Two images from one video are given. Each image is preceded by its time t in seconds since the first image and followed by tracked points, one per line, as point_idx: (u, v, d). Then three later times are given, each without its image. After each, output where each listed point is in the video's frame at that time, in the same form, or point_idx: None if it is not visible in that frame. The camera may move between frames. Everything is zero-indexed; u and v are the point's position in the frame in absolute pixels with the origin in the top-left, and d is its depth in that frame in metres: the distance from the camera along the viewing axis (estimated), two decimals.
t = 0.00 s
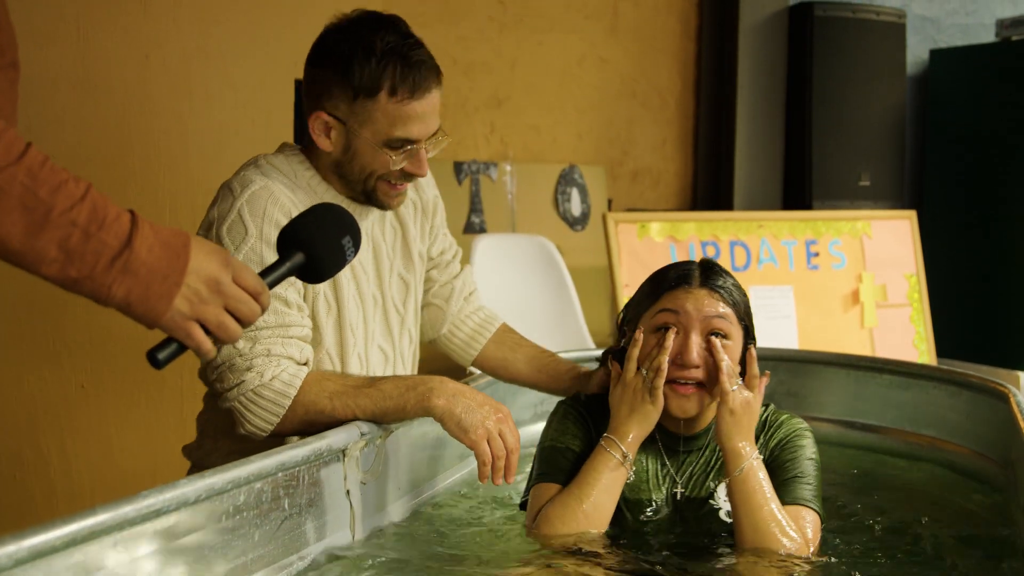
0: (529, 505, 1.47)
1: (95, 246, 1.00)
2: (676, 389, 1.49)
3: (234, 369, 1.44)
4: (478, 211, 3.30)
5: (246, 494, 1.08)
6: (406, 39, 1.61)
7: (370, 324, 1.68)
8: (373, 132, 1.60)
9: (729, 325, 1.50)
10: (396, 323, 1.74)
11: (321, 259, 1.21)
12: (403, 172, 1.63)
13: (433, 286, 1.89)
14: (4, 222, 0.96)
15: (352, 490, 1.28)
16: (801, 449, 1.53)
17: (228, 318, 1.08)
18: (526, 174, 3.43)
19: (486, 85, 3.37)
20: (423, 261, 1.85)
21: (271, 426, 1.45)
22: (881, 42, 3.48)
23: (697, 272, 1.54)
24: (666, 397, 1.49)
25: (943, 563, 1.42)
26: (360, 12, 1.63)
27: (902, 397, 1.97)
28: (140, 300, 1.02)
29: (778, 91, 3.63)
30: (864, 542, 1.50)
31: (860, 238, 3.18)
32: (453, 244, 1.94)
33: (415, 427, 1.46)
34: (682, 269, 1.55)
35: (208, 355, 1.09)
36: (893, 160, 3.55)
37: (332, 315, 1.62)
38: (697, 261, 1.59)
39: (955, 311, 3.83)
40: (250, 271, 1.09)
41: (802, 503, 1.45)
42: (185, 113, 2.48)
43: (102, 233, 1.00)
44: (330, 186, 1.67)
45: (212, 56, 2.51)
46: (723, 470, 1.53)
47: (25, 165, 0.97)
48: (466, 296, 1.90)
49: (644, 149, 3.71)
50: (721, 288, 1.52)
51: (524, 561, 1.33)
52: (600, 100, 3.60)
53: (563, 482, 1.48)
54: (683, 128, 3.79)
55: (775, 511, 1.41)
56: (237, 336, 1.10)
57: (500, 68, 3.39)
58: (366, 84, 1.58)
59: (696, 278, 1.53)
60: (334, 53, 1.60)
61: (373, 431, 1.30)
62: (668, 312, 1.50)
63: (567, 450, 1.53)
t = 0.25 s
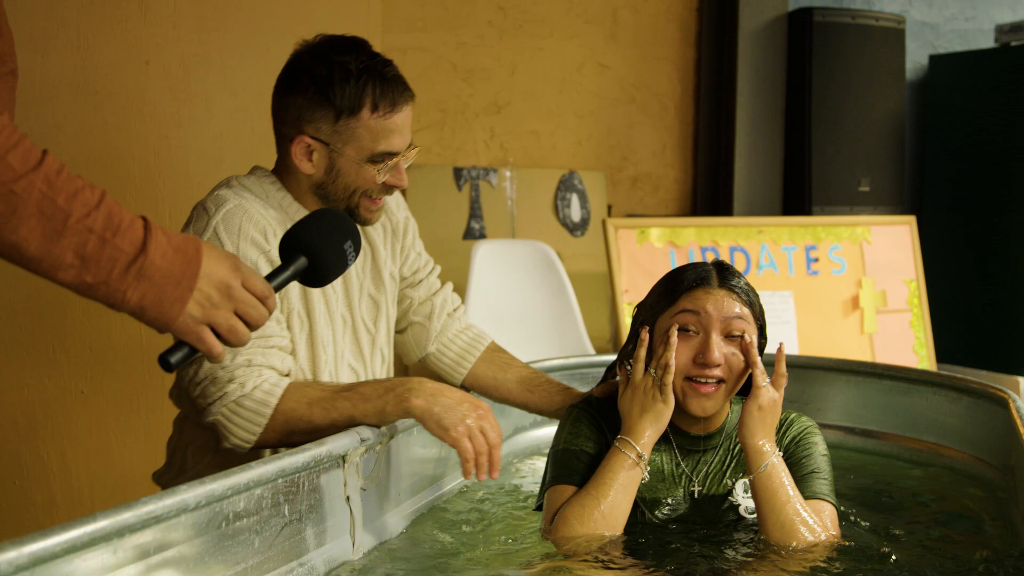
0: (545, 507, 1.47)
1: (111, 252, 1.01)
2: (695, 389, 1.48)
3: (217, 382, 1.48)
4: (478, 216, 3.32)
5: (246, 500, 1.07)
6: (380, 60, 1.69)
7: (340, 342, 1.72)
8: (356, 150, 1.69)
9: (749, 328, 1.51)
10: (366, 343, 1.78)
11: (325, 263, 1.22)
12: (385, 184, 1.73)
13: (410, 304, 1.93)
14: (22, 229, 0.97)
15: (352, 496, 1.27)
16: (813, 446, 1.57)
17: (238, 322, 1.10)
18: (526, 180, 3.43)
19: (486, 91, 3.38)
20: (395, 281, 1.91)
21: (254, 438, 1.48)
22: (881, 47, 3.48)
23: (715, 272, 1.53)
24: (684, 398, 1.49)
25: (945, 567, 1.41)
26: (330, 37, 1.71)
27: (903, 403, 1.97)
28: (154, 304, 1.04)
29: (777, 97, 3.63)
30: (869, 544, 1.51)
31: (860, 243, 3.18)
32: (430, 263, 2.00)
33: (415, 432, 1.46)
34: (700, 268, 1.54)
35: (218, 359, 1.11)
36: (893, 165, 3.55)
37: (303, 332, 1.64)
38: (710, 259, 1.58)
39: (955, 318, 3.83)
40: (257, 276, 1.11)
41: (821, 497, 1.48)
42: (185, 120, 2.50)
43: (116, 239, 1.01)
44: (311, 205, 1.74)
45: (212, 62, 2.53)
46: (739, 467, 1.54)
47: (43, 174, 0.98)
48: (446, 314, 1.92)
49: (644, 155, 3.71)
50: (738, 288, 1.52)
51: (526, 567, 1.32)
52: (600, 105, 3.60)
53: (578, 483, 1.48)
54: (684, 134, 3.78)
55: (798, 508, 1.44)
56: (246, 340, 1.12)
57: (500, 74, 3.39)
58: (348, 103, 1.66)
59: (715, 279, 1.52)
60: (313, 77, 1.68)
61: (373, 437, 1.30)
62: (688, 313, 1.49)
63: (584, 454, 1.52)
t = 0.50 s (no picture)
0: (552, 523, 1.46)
1: (124, 257, 1.03)
2: (706, 395, 1.47)
3: (160, 394, 1.48)
4: (479, 224, 3.36)
5: (246, 509, 1.07)
6: (348, 81, 1.74)
7: (309, 366, 1.74)
8: (336, 164, 1.71)
9: (756, 334, 1.52)
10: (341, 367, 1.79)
11: (329, 269, 1.26)
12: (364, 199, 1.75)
13: (398, 326, 1.92)
14: (37, 235, 0.98)
15: (352, 504, 1.27)
16: (829, 453, 1.56)
17: (246, 328, 1.13)
18: (526, 188, 3.44)
19: (486, 99, 3.38)
20: (377, 306, 1.91)
21: (192, 450, 1.47)
22: (880, 55, 3.49)
23: (721, 278, 1.54)
24: (695, 403, 1.48)
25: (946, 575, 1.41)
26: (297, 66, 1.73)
27: (902, 411, 1.97)
28: (165, 309, 1.06)
29: (777, 105, 3.64)
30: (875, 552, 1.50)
31: (860, 251, 3.18)
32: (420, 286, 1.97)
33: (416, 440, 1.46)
34: (706, 273, 1.54)
35: (225, 364, 1.14)
36: (892, 173, 3.55)
37: (269, 355, 1.67)
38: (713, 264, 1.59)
39: (955, 325, 3.83)
40: (265, 282, 1.14)
41: (838, 506, 1.48)
42: (188, 129, 2.50)
43: (129, 246, 1.04)
44: (291, 226, 1.74)
45: (213, 71, 2.54)
46: (752, 473, 1.53)
47: (58, 180, 1.00)
48: (438, 332, 1.91)
49: (644, 162, 3.71)
50: (745, 295, 1.52)
51: None
52: (600, 114, 3.60)
53: (579, 498, 1.46)
54: (683, 141, 3.78)
55: (818, 517, 1.43)
56: (252, 346, 1.15)
57: (500, 82, 3.40)
58: (324, 121, 1.69)
59: (721, 284, 1.53)
60: (286, 100, 1.71)
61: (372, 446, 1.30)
62: (697, 318, 1.49)
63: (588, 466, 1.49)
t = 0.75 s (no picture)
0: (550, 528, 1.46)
1: (131, 258, 1.03)
2: (712, 397, 1.46)
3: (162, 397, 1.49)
4: (478, 228, 3.34)
5: (246, 512, 1.07)
6: (330, 86, 1.74)
7: (303, 373, 1.74)
8: (323, 168, 1.70)
9: (759, 335, 1.50)
10: (334, 373, 1.80)
11: (328, 270, 1.26)
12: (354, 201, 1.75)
13: (394, 331, 1.92)
14: (46, 235, 0.99)
15: (352, 508, 1.27)
16: (831, 454, 1.53)
17: (250, 330, 1.13)
18: (526, 191, 3.44)
19: (486, 103, 3.38)
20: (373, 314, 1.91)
21: (193, 455, 1.47)
22: (880, 58, 3.49)
23: (723, 279, 1.53)
24: (698, 405, 1.46)
25: None
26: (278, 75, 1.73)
27: (902, 415, 1.97)
28: (171, 310, 1.06)
29: (777, 108, 3.64)
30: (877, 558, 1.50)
31: (860, 255, 3.18)
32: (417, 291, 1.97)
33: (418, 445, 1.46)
34: (708, 274, 1.53)
35: (229, 366, 1.14)
36: (892, 176, 3.55)
37: (263, 363, 1.67)
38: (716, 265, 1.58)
39: (956, 328, 3.83)
40: (268, 285, 1.14)
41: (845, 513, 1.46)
42: (188, 133, 2.51)
43: (136, 247, 1.04)
44: (283, 233, 1.75)
45: (213, 75, 2.54)
46: (755, 478, 1.50)
47: (66, 181, 1.00)
48: (434, 336, 1.90)
49: (645, 166, 3.71)
50: (748, 296, 1.51)
51: None
52: (600, 117, 3.60)
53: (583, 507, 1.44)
54: (684, 145, 3.78)
55: (827, 524, 1.42)
56: (256, 348, 1.15)
57: (500, 85, 3.40)
58: (309, 126, 1.69)
59: (723, 285, 1.52)
60: (271, 109, 1.71)
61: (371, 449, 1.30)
62: (700, 321, 1.48)
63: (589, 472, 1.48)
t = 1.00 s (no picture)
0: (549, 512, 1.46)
1: (138, 264, 1.04)
2: (704, 413, 1.46)
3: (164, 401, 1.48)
4: (478, 231, 3.35)
5: (246, 516, 1.07)
6: (334, 91, 1.73)
7: (307, 375, 1.74)
8: (323, 172, 1.70)
9: (753, 346, 1.49)
10: (338, 376, 1.80)
11: (328, 277, 1.25)
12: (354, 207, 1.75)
13: (397, 334, 1.92)
14: (54, 241, 0.99)
15: (352, 511, 1.27)
16: (829, 453, 1.53)
17: (254, 335, 1.13)
18: (526, 194, 3.45)
19: (486, 106, 3.38)
20: (375, 317, 1.90)
21: (192, 460, 1.47)
22: (881, 62, 3.50)
23: (716, 288, 1.51)
24: (691, 419, 1.47)
25: None
26: (284, 79, 1.73)
27: (902, 417, 1.97)
28: (176, 316, 1.07)
29: (777, 111, 3.64)
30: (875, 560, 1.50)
31: (860, 258, 3.18)
32: (419, 294, 1.96)
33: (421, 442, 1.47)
34: (701, 284, 1.52)
35: (232, 371, 1.14)
36: (892, 180, 3.55)
37: (266, 366, 1.67)
38: (712, 271, 1.56)
39: (956, 332, 3.83)
40: (272, 291, 1.14)
41: (845, 501, 1.46)
42: (188, 136, 2.51)
43: (143, 253, 1.04)
44: (283, 236, 1.75)
45: (213, 78, 2.54)
46: (751, 479, 1.50)
47: (75, 187, 1.01)
48: (436, 339, 1.90)
49: (645, 169, 3.71)
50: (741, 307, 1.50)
51: None
52: (600, 120, 3.60)
53: (580, 492, 1.45)
54: (683, 148, 3.78)
55: (823, 511, 1.41)
56: (260, 353, 1.15)
57: (500, 88, 3.40)
58: (311, 130, 1.68)
59: (716, 296, 1.50)
60: (273, 111, 1.71)
61: (370, 452, 1.30)
62: (689, 338, 1.48)
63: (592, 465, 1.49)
